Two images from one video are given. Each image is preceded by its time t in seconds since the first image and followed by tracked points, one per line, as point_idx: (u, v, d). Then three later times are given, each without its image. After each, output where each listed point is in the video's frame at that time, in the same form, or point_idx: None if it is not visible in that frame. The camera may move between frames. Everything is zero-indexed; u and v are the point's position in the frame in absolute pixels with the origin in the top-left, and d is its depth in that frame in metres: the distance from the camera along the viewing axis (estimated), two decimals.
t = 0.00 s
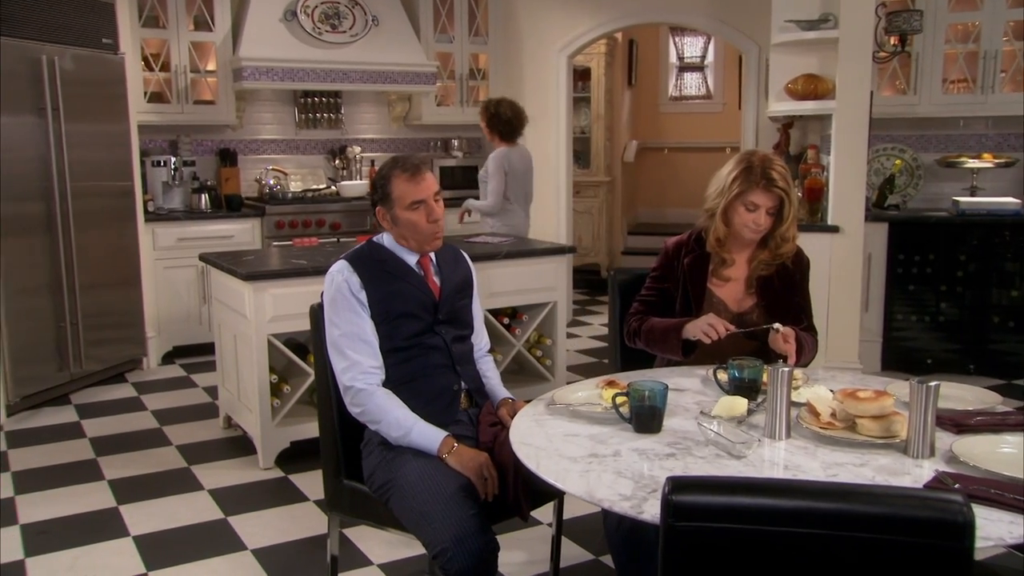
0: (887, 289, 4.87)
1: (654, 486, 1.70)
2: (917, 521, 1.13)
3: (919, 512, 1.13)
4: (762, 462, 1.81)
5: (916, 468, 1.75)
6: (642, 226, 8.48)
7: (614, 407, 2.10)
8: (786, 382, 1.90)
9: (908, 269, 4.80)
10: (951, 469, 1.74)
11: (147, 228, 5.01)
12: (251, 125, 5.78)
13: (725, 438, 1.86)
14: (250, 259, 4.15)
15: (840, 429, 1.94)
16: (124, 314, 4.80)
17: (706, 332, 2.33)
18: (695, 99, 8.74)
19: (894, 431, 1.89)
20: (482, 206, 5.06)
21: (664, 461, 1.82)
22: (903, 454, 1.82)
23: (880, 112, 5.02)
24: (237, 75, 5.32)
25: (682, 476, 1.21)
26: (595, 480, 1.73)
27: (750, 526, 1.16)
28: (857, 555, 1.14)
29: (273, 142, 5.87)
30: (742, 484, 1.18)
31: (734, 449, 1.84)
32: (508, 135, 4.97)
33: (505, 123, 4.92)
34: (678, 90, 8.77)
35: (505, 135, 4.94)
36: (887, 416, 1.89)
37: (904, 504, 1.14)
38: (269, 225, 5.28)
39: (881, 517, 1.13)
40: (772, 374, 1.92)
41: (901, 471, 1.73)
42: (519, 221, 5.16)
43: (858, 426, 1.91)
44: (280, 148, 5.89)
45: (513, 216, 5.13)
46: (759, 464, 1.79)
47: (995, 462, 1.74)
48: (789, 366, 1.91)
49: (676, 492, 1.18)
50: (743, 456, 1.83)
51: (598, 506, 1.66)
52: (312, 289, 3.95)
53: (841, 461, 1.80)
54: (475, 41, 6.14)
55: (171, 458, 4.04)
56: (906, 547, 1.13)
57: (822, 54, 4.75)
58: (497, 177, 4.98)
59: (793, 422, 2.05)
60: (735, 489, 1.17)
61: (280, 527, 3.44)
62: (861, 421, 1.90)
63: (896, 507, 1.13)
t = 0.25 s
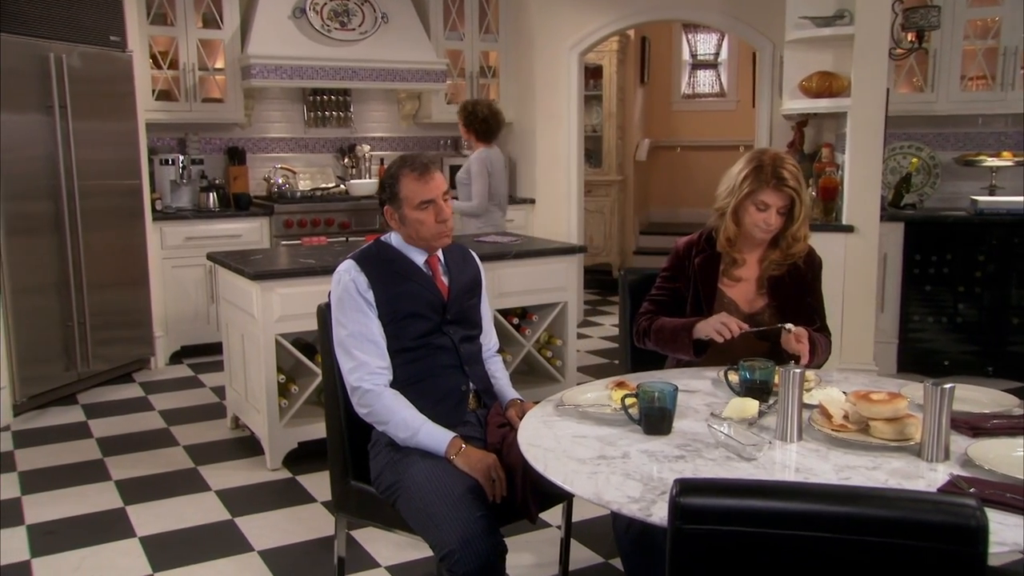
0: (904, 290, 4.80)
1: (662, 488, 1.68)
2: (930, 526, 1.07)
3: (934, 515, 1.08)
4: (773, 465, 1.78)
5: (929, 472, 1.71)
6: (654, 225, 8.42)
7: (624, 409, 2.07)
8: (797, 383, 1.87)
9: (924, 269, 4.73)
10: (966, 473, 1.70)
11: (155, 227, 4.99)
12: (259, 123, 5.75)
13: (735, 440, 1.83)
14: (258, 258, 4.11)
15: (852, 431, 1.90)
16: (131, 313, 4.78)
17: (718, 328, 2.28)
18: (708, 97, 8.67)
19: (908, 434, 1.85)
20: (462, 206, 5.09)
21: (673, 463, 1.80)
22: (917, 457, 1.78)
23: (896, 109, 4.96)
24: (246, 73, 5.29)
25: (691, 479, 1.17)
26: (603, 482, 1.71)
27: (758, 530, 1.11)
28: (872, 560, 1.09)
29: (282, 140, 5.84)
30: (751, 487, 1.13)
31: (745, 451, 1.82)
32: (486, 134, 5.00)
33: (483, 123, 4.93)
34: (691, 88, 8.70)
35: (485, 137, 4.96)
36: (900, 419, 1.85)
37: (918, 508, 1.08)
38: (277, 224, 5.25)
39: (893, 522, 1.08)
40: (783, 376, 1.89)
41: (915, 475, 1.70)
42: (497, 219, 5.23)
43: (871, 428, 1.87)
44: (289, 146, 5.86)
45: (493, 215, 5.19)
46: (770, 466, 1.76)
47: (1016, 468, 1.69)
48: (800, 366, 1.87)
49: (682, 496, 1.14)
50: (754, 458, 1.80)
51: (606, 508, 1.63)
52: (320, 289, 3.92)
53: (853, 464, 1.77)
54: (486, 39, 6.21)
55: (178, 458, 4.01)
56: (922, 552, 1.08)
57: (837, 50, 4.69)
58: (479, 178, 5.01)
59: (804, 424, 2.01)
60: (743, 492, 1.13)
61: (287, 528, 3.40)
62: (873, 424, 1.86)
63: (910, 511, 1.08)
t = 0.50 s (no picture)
0: (916, 291, 4.74)
1: (669, 491, 1.68)
2: (938, 529, 1.06)
3: (944, 518, 1.06)
4: (781, 467, 1.78)
5: (940, 474, 1.71)
6: (663, 225, 8.36)
7: (630, 410, 2.06)
8: (805, 385, 1.86)
9: (937, 269, 4.67)
10: (977, 475, 1.68)
11: (159, 226, 4.95)
12: (264, 121, 5.71)
13: (743, 443, 1.83)
14: (262, 257, 4.08)
15: (861, 433, 1.89)
16: (135, 313, 4.75)
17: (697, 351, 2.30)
18: (717, 95, 8.60)
19: (918, 436, 1.84)
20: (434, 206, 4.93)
21: (681, 465, 1.80)
22: (927, 460, 1.77)
23: (908, 106, 4.89)
24: (250, 71, 5.26)
25: (697, 481, 1.16)
26: (609, 484, 1.72)
27: (762, 533, 1.10)
28: (878, 564, 1.08)
29: (286, 138, 5.80)
30: (757, 488, 1.12)
31: (752, 454, 1.82)
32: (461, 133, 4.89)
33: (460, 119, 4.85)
34: (701, 85, 8.63)
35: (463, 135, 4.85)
36: (910, 420, 1.84)
37: (925, 510, 1.07)
38: (282, 224, 5.22)
39: (900, 525, 1.07)
40: (791, 378, 1.88)
41: (925, 477, 1.69)
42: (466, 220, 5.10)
43: (880, 430, 1.86)
44: (294, 144, 5.82)
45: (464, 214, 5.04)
46: (777, 469, 1.76)
47: None
48: (808, 368, 1.87)
49: (688, 497, 1.13)
50: (761, 461, 1.80)
51: (612, 511, 1.64)
52: (325, 288, 3.87)
53: (862, 467, 1.76)
54: (493, 36, 6.15)
55: (182, 459, 3.98)
56: (930, 556, 1.06)
57: (848, 47, 4.62)
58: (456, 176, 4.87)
59: (814, 425, 2.01)
60: (750, 494, 1.12)
61: (291, 529, 3.36)
62: (882, 426, 1.85)
63: (918, 514, 1.07)
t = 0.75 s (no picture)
0: (926, 291, 4.68)
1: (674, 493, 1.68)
2: (948, 533, 1.03)
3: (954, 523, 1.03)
4: (788, 469, 1.78)
5: (950, 477, 1.71)
6: (670, 225, 8.30)
7: (636, 412, 2.06)
8: (813, 387, 1.87)
9: (948, 269, 4.60)
10: (987, 479, 1.69)
11: (161, 225, 4.92)
12: (266, 120, 5.67)
13: (749, 444, 1.83)
14: (264, 257, 4.04)
15: (870, 436, 1.90)
16: (137, 313, 4.72)
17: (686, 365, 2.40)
18: (725, 92, 8.55)
19: (927, 439, 1.85)
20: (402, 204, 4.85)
21: (686, 468, 1.80)
22: (937, 463, 1.78)
23: (919, 104, 4.83)
24: (253, 68, 5.23)
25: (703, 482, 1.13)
26: (614, 486, 1.71)
27: (769, 536, 1.07)
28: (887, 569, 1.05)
29: (289, 137, 5.76)
30: (763, 490, 1.09)
31: (758, 456, 1.82)
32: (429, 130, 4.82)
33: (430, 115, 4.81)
34: (708, 83, 8.57)
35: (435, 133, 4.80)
36: (920, 423, 1.85)
37: (935, 514, 1.04)
38: (285, 224, 5.19)
39: (910, 528, 1.04)
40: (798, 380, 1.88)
41: (934, 480, 1.70)
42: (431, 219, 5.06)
43: (890, 432, 1.87)
44: (297, 143, 5.79)
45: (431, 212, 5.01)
46: (784, 471, 1.76)
47: None
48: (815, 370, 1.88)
49: (693, 499, 1.10)
50: (768, 463, 1.80)
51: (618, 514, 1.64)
52: (328, 288, 3.83)
53: (870, 470, 1.77)
54: (498, 33, 6.12)
55: (184, 460, 3.94)
56: (939, 560, 1.04)
57: (858, 43, 4.56)
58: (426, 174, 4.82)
59: (821, 427, 2.01)
60: (756, 497, 1.09)
61: (293, 531, 3.32)
62: (892, 428, 1.86)
63: (927, 518, 1.04)
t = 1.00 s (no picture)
0: (933, 291, 4.62)
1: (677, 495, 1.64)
2: (952, 537, 1.01)
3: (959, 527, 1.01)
4: (792, 472, 1.74)
5: (957, 480, 1.69)
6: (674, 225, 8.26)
7: (639, 413, 2.02)
8: (818, 388, 1.84)
9: (956, 270, 4.55)
10: (994, 483, 1.66)
11: (159, 225, 4.88)
12: (266, 118, 5.63)
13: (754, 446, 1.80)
14: (264, 257, 4.00)
15: (876, 438, 1.88)
16: (136, 314, 4.69)
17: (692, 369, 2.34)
18: (730, 91, 8.50)
19: (934, 441, 1.82)
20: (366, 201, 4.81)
21: (689, 470, 1.76)
22: (944, 466, 1.76)
23: (926, 102, 4.78)
24: (253, 66, 5.20)
25: (705, 485, 1.11)
26: (617, 489, 1.68)
27: (772, 538, 1.05)
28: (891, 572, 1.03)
29: (289, 136, 5.72)
30: (765, 492, 1.08)
31: (763, 458, 1.78)
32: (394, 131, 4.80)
33: (394, 114, 4.76)
34: (713, 81, 8.53)
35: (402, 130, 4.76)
36: (927, 425, 1.83)
37: (941, 517, 1.02)
38: (285, 223, 5.15)
39: (914, 531, 1.02)
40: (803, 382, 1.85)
41: (941, 484, 1.67)
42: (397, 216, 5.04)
43: (896, 435, 1.84)
44: (298, 142, 5.74)
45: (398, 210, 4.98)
46: (788, 474, 1.73)
47: None
48: (821, 372, 1.85)
49: (699, 501, 1.08)
50: (772, 465, 1.76)
51: (620, 517, 1.60)
52: (329, 289, 3.79)
53: (876, 473, 1.74)
54: (501, 31, 6.07)
55: (182, 461, 3.90)
56: (943, 564, 1.02)
57: (865, 41, 4.50)
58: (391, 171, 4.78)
59: (827, 430, 1.98)
60: (760, 499, 1.07)
61: (293, 535, 3.27)
62: (898, 431, 1.84)
63: (931, 520, 1.02)
